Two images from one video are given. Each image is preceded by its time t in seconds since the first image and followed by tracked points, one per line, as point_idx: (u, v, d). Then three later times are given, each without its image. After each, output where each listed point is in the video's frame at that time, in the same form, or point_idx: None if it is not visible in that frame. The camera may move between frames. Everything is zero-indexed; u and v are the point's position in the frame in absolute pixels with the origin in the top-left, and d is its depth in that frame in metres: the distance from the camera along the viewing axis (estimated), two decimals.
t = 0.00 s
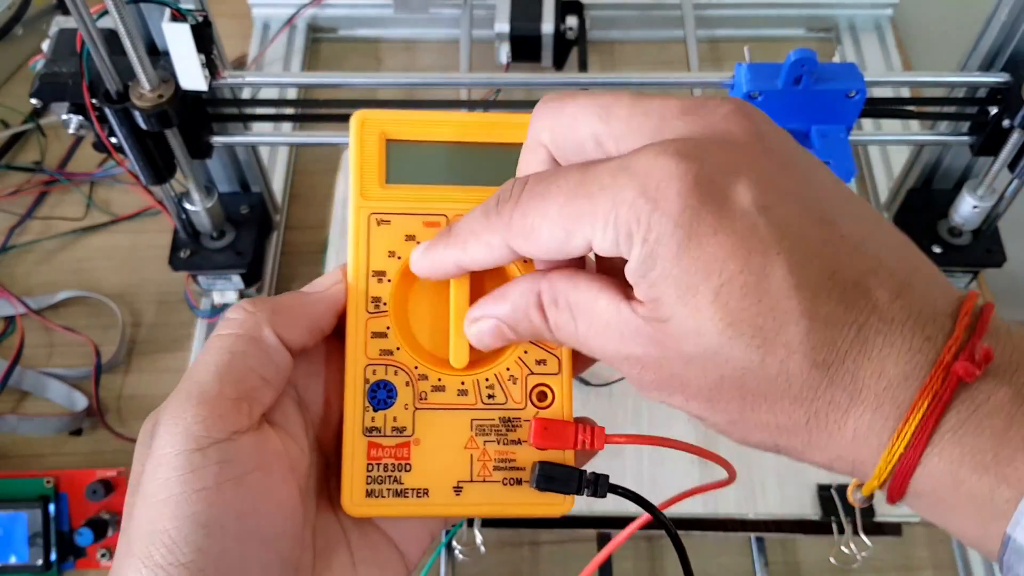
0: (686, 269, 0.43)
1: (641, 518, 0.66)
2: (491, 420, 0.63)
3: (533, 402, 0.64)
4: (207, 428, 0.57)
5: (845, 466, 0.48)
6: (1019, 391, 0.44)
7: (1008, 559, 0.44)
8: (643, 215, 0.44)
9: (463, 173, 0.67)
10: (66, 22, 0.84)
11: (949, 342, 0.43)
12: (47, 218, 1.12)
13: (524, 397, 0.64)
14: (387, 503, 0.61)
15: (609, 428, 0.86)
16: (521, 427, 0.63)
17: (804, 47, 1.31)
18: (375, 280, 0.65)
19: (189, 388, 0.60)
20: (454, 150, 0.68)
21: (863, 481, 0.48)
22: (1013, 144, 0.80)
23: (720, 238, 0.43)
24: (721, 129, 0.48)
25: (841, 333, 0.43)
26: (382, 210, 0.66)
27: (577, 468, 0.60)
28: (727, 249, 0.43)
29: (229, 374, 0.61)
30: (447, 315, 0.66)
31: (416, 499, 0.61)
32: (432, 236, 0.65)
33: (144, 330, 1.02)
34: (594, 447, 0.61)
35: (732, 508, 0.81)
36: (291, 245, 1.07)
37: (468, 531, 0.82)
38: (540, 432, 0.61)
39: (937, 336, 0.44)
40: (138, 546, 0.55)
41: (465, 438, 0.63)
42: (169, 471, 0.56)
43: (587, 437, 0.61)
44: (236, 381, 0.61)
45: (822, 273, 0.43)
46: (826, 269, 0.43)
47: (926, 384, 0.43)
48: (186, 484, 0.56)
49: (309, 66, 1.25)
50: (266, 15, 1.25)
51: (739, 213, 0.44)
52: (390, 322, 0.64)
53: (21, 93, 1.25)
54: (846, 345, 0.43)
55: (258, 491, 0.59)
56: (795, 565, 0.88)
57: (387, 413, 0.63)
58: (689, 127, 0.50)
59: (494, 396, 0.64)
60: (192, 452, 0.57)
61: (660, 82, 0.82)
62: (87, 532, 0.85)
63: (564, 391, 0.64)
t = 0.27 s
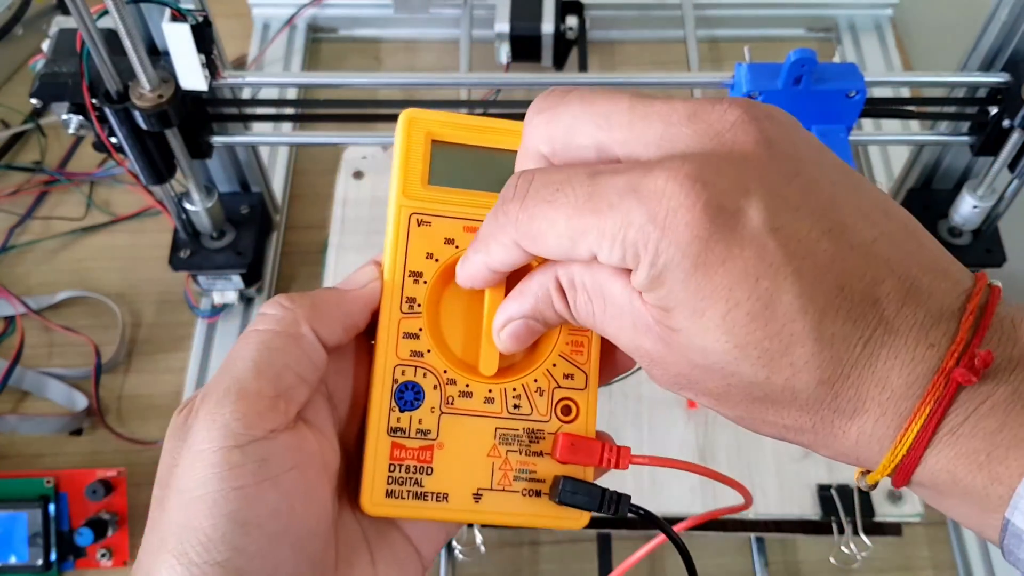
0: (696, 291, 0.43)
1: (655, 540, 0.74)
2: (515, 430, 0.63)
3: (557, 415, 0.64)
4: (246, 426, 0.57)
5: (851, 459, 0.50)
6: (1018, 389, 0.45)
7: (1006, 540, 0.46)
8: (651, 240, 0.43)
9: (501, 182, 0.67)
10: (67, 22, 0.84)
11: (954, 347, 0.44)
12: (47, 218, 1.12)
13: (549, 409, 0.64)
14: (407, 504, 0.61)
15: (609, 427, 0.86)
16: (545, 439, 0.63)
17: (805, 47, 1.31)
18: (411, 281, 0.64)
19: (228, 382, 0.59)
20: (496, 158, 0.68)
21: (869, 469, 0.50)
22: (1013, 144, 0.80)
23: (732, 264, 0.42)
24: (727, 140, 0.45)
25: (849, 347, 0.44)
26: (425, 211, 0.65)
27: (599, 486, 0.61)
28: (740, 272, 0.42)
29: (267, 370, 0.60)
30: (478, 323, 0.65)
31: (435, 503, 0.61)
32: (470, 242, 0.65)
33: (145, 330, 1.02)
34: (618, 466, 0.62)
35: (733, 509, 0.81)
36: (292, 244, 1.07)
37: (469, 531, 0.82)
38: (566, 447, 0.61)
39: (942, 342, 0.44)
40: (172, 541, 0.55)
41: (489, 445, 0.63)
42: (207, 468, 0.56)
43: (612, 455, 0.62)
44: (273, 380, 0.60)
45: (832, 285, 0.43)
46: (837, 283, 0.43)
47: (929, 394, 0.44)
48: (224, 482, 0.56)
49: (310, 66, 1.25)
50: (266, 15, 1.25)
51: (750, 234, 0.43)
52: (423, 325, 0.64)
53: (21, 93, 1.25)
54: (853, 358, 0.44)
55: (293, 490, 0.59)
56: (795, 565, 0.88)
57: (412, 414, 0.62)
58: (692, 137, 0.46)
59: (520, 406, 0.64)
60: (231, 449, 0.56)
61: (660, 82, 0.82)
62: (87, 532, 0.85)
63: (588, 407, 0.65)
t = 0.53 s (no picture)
0: (684, 280, 0.43)
1: (655, 532, 0.73)
2: (515, 412, 0.63)
3: (558, 399, 0.64)
4: (263, 410, 0.57)
5: (834, 441, 0.49)
6: (992, 370, 0.44)
7: (982, 517, 0.45)
8: (641, 231, 0.42)
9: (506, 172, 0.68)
10: (66, 22, 0.84)
11: (932, 332, 0.43)
12: (47, 218, 1.12)
13: (549, 393, 0.64)
14: (408, 483, 0.61)
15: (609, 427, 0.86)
16: (545, 422, 0.64)
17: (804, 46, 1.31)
18: (416, 264, 0.65)
19: (242, 367, 0.59)
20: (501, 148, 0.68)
21: (852, 451, 0.49)
22: (1013, 144, 0.80)
23: (718, 255, 0.42)
24: (715, 132, 0.45)
25: (831, 334, 0.44)
26: (430, 197, 0.65)
27: (598, 466, 0.61)
28: (726, 261, 0.42)
29: (280, 356, 0.60)
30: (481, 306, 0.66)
31: (437, 482, 0.61)
32: (475, 229, 0.65)
33: (145, 329, 1.02)
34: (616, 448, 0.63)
35: (733, 508, 0.81)
36: (292, 244, 1.07)
37: (469, 531, 0.82)
38: (566, 428, 0.62)
39: (921, 326, 0.44)
40: (191, 523, 0.55)
41: (489, 427, 0.63)
42: (226, 450, 0.56)
43: (611, 437, 0.62)
44: (287, 364, 0.60)
45: (813, 271, 0.43)
46: (819, 271, 0.43)
47: (907, 376, 0.44)
48: (242, 464, 0.56)
49: (310, 66, 1.25)
50: (266, 15, 1.25)
51: (736, 225, 0.42)
52: (428, 308, 0.64)
53: (20, 92, 1.25)
54: (834, 344, 0.44)
55: (310, 473, 0.59)
56: (795, 565, 0.88)
57: (415, 395, 0.62)
58: (680, 130, 0.45)
59: (521, 389, 0.64)
60: (250, 433, 0.57)
61: (660, 82, 0.83)
62: (87, 532, 0.85)
63: (588, 391, 0.65)
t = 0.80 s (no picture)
0: (643, 275, 0.43)
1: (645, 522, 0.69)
2: (495, 406, 0.64)
3: (536, 392, 0.64)
4: (243, 410, 0.57)
5: (802, 438, 0.48)
6: (953, 361, 0.44)
7: (944, 506, 0.44)
8: (597, 222, 0.44)
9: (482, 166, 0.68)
10: (65, 23, 0.84)
11: (891, 320, 0.43)
12: (46, 219, 1.12)
13: (528, 386, 0.64)
14: (390, 480, 0.61)
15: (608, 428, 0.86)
16: (523, 415, 0.64)
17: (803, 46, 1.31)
18: (392, 263, 0.64)
19: (220, 367, 0.59)
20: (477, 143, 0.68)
21: (819, 447, 0.48)
22: (1012, 142, 0.80)
23: (671, 243, 0.43)
24: (679, 133, 0.47)
25: (789, 323, 0.44)
26: (404, 195, 0.65)
27: (576, 459, 0.61)
28: (683, 254, 0.43)
29: (260, 356, 0.60)
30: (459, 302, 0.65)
31: (418, 478, 0.61)
32: (451, 226, 0.65)
33: (143, 330, 1.02)
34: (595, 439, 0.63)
35: (733, 509, 0.82)
36: (290, 245, 1.07)
37: (468, 531, 0.82)
38: (544, 422, 0.62)
39: (879, 315, 0.44)
40: (177, 524, 0.56)
41: (468, 421, 0.63)
42: (207, 452, 0.56)
43: (589, 429, 0.62)
44: (265, 364, 0.60)
45: (771, 263, 0.43)
46: (772, 260, 0.43)
47: (869, 365, 0.43)
48: (225, 465, 0.56)
49: (308, 66, 1.25)
50: (265, 15, 1.25)
51: (691, 218, 0.44)
52: (405, 305, 0.64)
53: (19, 92, 1.25)
54: (794, 334, 0.44)
55: (293, 471, 0.59)
56: (794, 565, 0.88)
57: (395, 392, 0.63)
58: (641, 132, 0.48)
59: (500, 383, 0.64)
60: (231, 432, 0.57)
61: (659, 82, 0.83)
62: (86, 533, 0.86)
63: (566, 384, 0.65)
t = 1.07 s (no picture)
0: (600, 295, 0.45)
1: (631, 518, 0.72)
2: (480, 398, 0.63)
3: (520, 380, 0.64)
4: (226, 415, 0.57)
5: (772, 450, 0.48)
6: (913, 368, 0.44)
7: (908, 514, 0.44)
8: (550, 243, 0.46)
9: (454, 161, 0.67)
10: (53, 27, 0.83)
11: (847, 330, 0.44)
12: (38, 224, 1.11)
13: (512, 375, 0.64)
14: (378, 477, 0.61)
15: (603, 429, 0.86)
16: (508, 405, 0.63)
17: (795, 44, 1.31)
18: (368, 261, 0.64)
19: (201, 373, 0.59)
20: (448, 138, 0.67)
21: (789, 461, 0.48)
22: (1004, 139, 0.80)
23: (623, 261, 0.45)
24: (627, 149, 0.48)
25: (746, 336, 0.45)
26: (378, 193, 0.65)
27: (562, 445, 0.60)
28: (639, 274, 0.45)
29: (240, 359, 0.60)
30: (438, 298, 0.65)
31: (406, 473, 0.61)
32: (426, 221, 0.65)
33: (137, 335, 1.02)
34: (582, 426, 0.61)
35: (729, 509, 0.82)
36: (284, 248, 1.07)
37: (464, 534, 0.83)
38: (528, 410, 0.61)
39: (836, 326, 0.44)
40: (166, 532, 0.56)
41: (454, 414, 0.63)
42: (192, 458, 0.56)
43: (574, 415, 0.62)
44: (247, 367, 0.60)
45: (727, 280, 0.45)
46: (725, 274, 0.45)
47: (827, 376, 0.44)
48: (209, 470, 0.56)
49: (300, 69, 1.24)
50: (256, 17, 1.26)
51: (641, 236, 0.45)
52: (383, 303, 0.64)
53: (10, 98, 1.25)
54: (751, 347, 0.45)
55: (280, 473, 0.59)
56: (791, 563, 0.88)
57: (378, 389, 0.62)
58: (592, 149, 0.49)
59: (483, 373, 0.64)
60: (214, 438, 0.57)
61: (652, 82, 0.83)
62: (81, 540, 0.86)
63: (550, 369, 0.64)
